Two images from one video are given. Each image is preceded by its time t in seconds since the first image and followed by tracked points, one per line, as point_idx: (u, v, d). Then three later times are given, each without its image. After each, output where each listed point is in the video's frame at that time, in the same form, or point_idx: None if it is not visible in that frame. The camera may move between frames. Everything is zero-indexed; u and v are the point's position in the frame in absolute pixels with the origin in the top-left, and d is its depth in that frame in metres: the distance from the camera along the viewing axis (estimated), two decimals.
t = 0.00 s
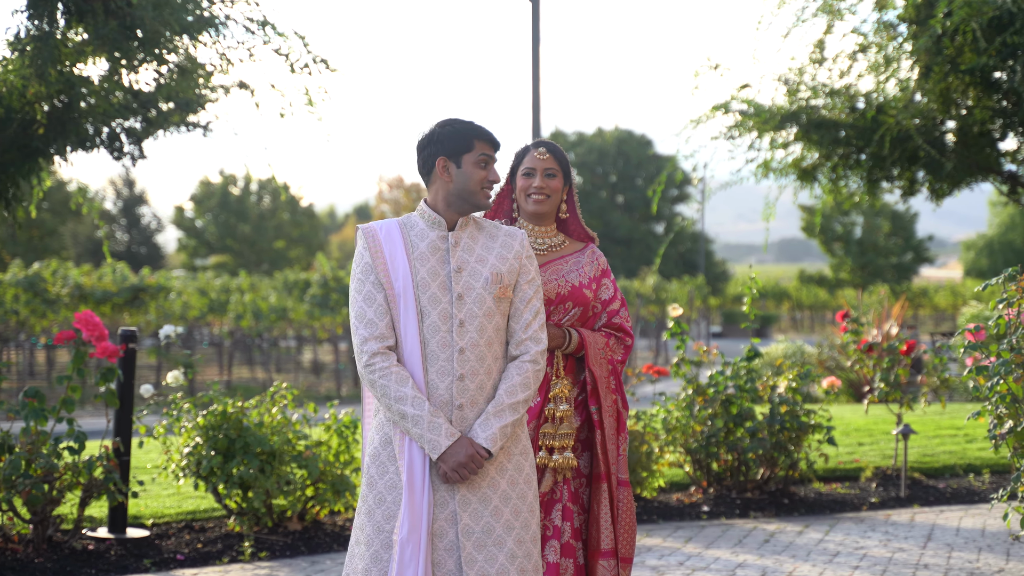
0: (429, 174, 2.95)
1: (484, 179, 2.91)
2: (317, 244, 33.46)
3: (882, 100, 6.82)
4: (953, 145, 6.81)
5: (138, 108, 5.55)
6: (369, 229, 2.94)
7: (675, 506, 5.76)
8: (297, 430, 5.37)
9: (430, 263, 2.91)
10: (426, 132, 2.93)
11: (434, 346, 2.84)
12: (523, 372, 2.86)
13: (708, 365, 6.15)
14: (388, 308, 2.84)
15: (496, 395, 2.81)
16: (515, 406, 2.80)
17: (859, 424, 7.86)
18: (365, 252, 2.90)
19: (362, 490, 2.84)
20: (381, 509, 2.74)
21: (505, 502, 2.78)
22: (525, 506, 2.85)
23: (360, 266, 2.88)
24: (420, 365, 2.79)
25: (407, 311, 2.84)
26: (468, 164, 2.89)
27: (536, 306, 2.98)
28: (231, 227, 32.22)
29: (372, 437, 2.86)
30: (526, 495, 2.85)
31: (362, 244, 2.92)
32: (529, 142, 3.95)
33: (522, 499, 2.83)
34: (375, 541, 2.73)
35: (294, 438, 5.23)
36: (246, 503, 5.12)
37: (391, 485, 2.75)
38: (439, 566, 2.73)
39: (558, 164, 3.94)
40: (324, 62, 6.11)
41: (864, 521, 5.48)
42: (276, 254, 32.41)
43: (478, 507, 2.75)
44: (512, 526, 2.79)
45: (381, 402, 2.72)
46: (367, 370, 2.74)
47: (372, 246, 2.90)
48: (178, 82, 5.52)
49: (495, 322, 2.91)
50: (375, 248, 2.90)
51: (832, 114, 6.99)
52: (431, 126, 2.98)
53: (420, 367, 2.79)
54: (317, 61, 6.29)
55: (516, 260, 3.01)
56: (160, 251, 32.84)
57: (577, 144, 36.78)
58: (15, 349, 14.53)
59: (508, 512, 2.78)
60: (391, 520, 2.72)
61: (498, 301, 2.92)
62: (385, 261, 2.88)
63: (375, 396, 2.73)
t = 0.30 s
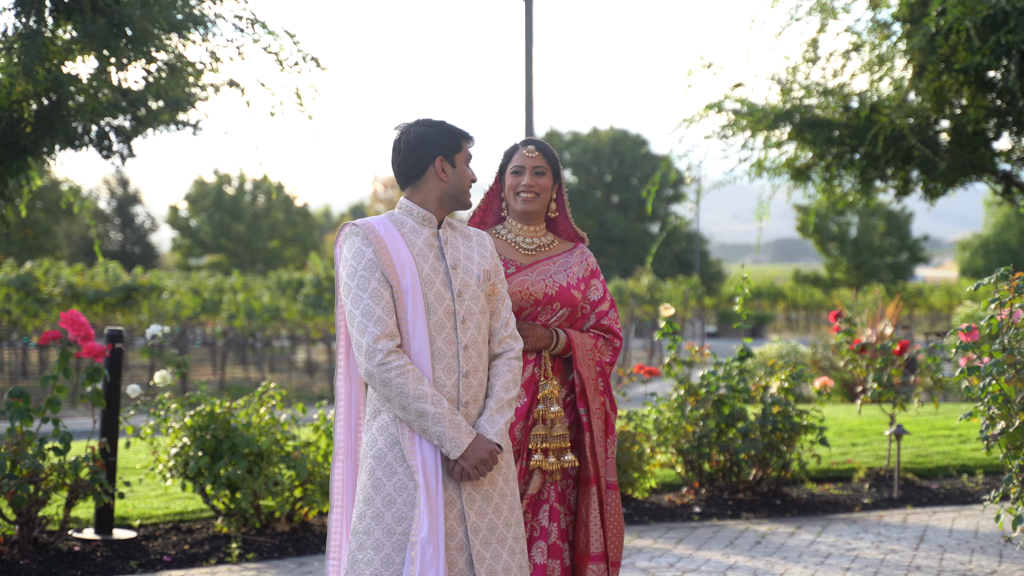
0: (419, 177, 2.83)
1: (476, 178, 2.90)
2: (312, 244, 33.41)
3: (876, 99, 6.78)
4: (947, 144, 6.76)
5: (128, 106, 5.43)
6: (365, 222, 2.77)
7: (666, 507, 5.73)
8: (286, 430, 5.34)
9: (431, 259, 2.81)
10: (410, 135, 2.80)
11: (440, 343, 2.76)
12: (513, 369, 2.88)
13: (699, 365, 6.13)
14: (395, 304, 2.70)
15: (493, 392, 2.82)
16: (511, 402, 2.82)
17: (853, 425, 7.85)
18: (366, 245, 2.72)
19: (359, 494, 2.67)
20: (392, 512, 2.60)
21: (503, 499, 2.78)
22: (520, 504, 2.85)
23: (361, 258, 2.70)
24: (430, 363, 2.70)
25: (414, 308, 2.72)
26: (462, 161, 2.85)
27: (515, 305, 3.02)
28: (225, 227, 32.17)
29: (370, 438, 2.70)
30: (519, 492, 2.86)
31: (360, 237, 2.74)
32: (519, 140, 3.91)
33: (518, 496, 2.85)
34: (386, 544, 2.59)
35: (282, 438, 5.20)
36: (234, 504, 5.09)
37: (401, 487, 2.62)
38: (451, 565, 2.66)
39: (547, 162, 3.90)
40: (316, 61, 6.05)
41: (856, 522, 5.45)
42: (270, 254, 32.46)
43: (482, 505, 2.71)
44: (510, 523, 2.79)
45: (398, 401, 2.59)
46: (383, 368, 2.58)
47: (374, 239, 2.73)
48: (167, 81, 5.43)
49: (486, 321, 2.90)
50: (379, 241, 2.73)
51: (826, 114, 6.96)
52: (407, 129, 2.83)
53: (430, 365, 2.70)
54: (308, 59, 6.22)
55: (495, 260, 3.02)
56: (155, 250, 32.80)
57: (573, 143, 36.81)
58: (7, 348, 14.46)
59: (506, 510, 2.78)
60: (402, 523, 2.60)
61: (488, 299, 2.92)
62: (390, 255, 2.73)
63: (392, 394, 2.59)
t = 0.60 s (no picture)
0: (394, 179, 2.78)
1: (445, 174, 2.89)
2: (308, 243, 33.36)
3: (872, 98, 6.74)
4: (944, 143, 6.72)
5: (119, 105, 5.38)
6: (354, 221, 2.69)
7: (661, 508, 5.70)
8: (276, 431, 5.31)
9: (417, 260, 2.78)
10: (383, 137, 2.73)
11: (428, 345, 2.73)
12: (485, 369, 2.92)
13: (694, 366, 6.09)
14: (388, 305, 2.65)
15: (470, 393, 2.84)
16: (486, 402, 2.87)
17: (849, 425, 7.83)
18: (359, 244, 2.65)
19: (349, 499, 2.59)
20: (388, 516, 2.56)
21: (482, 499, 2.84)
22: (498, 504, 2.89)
23: (355, 257, 2.63)
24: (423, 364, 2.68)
25: (406, 310, 2.67)
26: (434, 160, 2.83)
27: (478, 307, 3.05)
28: (221, 226, 32.11)
29: (361, 443, 2.61)
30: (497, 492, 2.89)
31: (351, 236, 2.66)
32: (511, 140, 3.88)
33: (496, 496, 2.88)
34: (383, 549, 2.54)
35: (272, 439, 5.17)
36: (225, 505, 5.05)
37: (396, 491, 2.57)
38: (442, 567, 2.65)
39: (541, 161, 3.86)
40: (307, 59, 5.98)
41: (851, 523, 5.42)
42: (267, 254, 32.38)
43: (466, 506, 2.73)
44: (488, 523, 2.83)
45: (398, 404, 2.54)
46: (384, 370, 2.53)
47: (366, 238, 2.66)
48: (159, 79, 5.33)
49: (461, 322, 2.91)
50: (372, 240, 2.67)
51: (821, 112, 6.92)
52: (377, 131, 2.76)
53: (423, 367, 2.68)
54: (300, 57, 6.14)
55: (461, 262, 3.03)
56: (151, 250, 32.75)
57: (569, 143, 36.81)
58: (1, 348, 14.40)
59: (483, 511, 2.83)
60: (398, 527, 2.56)
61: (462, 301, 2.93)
62: (383, 255, 2.66)
63: (391, 397, 2.54)
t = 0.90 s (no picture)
0: (358, 178, 2.76)
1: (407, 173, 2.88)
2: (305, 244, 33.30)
3: (869, 99, 6.71)
4: (941, 145, 6.69)
5: (112, 106, 5.14)
6: (332, 224, 2.67)
7: (656, 511, 5.67)
8: (269, 434, 5.28)
9: (389, 263, 2.79)
10: (346, 136, 2.71)
11: (401, 348, 2.74)
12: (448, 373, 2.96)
13: (690, 368, 6.05)
14: (366, 308, 2.63)
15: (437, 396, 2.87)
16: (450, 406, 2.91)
17: (846, 427, 7.80)
18: (338, 247, 2.63)
19: (324, 504, 2.54)
20: (364, 521, 2.53)
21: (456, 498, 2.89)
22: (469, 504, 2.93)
23: (334, 260, 2.61)
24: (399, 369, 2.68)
25: (382, 314, 2.67)
26: (398, 158, 2.81)
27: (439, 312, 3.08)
28: (218, 227, 32.04)
29: (337, 447, 2.58)
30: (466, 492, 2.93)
31: (330, 239, 2.64)
32: (504, 142, 3.85)
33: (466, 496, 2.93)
34: (358, 555, 2.52)
35: (265, 442, 5.15)
36: (217, 509, 5.02)
37: (372, 495, 2.56)
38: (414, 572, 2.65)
39: (533, 163, 3.83)
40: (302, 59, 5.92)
41: (848, 526, 5.39)
42: (263, 255, 32.31)
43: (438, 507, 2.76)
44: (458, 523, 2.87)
45: (378, 409, 2.53)
46: (365, 375, 2.51)
47: (345, 241, 2.64)
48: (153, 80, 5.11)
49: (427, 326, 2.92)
50: (350, 242, 2.65)
51: (818, 113, 6.90)
52: (339, 130, 2.73)
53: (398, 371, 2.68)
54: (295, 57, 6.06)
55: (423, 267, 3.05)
56: (147, 251, 32.70)
57: (567, 144, 36.80)
58: None
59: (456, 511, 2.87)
60: (375, 533, 2.55)
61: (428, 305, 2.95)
62: (362, 258, 2.66)
63: (371, 402, 2.53)
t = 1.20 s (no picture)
0: (337, 181, 2.74)
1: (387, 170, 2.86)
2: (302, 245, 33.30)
3: (864, 100, 6.71)
4: (936, 145, 6.67)
5: (104, 107, 5.08)
6: (320, 227, 2.67)
7: (650, 513, 5.65)
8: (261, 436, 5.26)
9: (376, 264, 2.79)
10: (324, 139, 2.69)
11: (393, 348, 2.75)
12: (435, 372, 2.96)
13: (684, 369, 6.04)
14: (359, 309, 2.63)
15: (426, 396, 2.87)
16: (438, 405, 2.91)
17: (841, 429, 7.80)
18: (329, 249, 2.63)
19: (329, 508, 2.53)
20: (369, 522, 2.54)
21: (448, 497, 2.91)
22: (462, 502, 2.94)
23: (326, 262, 2.61)
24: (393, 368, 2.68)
25: (375, 315, 2.67)
26: (376, 159, 2.80)
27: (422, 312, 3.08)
28: (214, 229, 32.03)
29: (337, 450, 2.57)
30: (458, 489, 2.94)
31: (319, 241, 2.64)
32: (494, 143, 3.84)
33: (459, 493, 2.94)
34: (366, 556, 2.52)
35: (256, 444, 5.13)
36: (209, 511, 5.00)
37: (376, 496, 2.57)
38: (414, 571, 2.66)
39: (523, 163, 3.82)
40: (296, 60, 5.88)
41: (842, 528, 5.37)
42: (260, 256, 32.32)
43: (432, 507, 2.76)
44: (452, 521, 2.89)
45: (378, 409, 2.54)
46: (364, 376, 2.51)
47: (336, 243, 2.64)
48: (146, 81, 5.03)
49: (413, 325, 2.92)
50: (340, 244, 2.64)
51: (813, 114, 6.88)
52: (316, 134, 2.72)
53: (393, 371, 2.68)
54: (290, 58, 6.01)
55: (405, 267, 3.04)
56: (143, 252, 32.70)
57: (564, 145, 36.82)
58: None
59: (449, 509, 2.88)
60: (379, 533, 2.55)
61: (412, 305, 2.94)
62: (353, 260, 2.65)
63: (371, 402, 2.53)
